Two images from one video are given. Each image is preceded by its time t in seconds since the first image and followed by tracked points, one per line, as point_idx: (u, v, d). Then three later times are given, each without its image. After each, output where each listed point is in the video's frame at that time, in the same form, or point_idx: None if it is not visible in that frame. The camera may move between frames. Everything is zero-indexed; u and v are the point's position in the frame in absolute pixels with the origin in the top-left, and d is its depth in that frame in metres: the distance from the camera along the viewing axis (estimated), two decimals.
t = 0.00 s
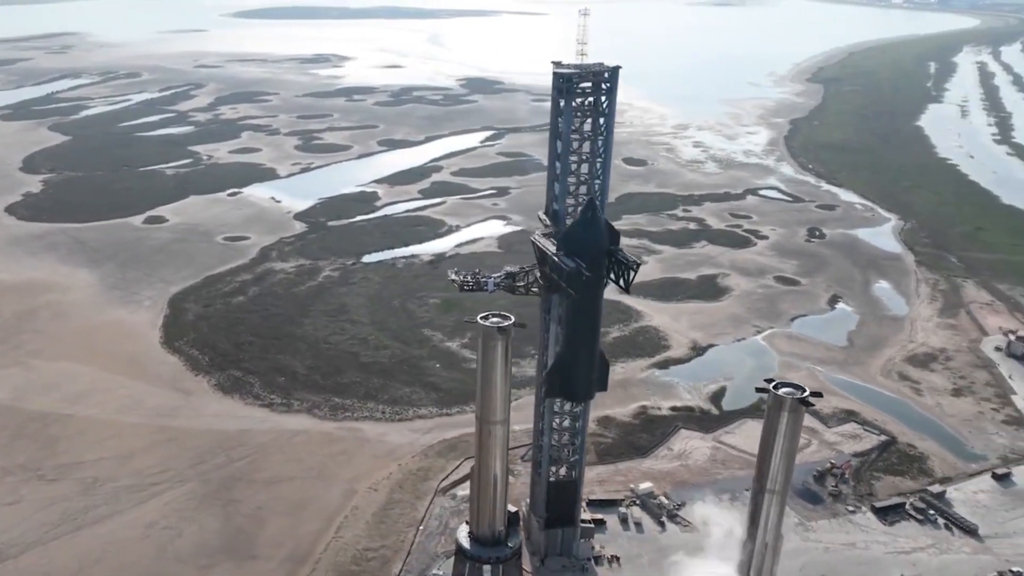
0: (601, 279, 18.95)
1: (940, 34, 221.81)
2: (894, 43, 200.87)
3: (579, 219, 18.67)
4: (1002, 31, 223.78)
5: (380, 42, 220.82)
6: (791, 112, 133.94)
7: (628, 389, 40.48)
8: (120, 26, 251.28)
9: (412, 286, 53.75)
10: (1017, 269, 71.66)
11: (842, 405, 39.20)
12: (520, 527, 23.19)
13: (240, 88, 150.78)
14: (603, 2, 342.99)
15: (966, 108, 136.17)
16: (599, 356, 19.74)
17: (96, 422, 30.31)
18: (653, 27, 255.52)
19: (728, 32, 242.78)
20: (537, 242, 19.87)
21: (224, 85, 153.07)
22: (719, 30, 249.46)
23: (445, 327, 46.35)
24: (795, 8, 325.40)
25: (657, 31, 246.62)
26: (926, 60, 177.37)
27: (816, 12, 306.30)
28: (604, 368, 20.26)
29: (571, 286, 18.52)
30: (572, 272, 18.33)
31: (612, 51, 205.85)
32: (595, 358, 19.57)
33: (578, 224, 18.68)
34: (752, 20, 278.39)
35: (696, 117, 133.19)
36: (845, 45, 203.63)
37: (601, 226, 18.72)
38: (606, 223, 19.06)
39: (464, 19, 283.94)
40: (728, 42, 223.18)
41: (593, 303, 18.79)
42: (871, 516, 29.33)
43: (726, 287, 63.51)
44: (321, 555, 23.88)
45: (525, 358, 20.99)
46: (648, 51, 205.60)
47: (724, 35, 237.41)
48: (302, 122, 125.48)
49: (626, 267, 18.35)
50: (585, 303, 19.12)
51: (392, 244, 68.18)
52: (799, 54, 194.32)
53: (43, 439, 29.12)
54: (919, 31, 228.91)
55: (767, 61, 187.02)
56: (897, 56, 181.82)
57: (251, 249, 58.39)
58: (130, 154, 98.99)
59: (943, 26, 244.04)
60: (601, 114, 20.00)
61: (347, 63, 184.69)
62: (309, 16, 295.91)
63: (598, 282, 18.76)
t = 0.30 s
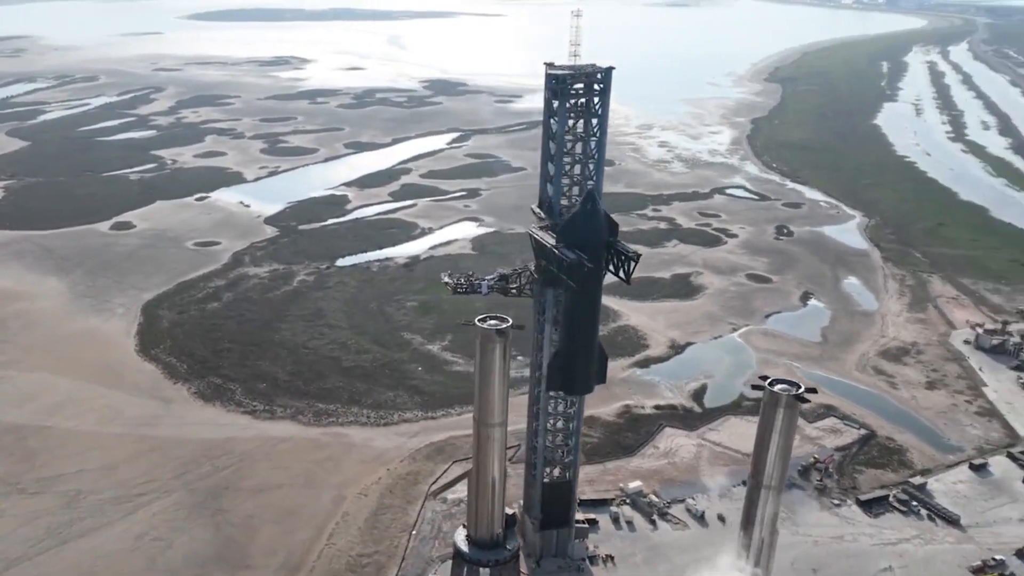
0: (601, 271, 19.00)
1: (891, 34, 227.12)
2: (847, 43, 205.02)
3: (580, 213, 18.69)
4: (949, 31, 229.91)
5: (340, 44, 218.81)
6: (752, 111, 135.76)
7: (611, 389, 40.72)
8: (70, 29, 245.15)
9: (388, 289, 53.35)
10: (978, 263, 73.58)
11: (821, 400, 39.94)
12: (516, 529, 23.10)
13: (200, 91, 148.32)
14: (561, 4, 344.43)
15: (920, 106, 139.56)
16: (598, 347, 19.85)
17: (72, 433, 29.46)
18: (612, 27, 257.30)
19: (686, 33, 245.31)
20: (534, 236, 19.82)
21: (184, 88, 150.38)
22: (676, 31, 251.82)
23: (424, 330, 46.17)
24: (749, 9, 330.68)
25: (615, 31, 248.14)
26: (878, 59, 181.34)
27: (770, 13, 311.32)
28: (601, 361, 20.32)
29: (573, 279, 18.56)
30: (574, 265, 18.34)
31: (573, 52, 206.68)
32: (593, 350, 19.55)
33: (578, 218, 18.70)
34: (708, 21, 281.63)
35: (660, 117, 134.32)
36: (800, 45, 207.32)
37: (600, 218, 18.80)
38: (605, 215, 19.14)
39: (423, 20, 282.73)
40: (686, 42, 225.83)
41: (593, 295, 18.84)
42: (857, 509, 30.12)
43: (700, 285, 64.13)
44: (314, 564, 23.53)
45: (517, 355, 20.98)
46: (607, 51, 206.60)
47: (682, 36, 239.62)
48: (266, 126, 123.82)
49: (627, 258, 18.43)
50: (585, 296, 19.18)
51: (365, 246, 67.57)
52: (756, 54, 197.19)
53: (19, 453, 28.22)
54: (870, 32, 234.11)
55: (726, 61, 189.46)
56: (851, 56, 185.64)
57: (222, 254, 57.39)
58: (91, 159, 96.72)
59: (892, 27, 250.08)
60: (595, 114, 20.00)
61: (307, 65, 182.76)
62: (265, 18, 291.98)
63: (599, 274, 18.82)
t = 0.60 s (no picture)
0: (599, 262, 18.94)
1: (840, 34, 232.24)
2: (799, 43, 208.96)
3: (577, 205, 18.66)
4: (895, 32, 235.95)
5: (298, 47, 216.50)
6: (713, 111, 137.46)
7: (592, 389, 40.99)
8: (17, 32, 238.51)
9: (363, 292, 52.90)
10: (938, 257, 75.49)
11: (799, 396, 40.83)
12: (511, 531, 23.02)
13: (156, 95, 145.36)
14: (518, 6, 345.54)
15: (872, 105, 142.82)
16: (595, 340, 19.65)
17: (50, 445, 28.75)
18: (569, 28, 258.60)
19: (642, 34, 247.74)
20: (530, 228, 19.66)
21: (141, 92, 147.33)
22: (632, 32, 254.01)
23: (402, 333, 45.94)
24: (702, 9, 335.44)
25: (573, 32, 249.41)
26: (829, 59, 185.00)
27: (721, 13, 315.93)
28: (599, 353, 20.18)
29: (572, 270, 18.45)
30: (573, 256, 18.26)
31: (532, 54, 207.28)
32: (591, 343, 19.40)
33: (575, 210, 18.66)
34: (664, 22, 284.67)
35: (623, 117, 135.32)
36: (754, 45, 210.59)
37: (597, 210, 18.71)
38: (602, 206, 19.08)
39: (380, 22, 281.27)
40: (642, 42, 227.88)
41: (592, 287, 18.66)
42: (839, 502, 31.28)
43: (672, 283, 64.75)
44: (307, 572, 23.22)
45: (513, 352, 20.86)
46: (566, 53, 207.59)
47: (639, 37, 241.76)
48: (228, 129, 121.95)
49: (625, 248, 18.39)
50: (582, 289, 19.04)
51: (336, 250, 66.94)
52: (711, 54, 199.67)
53: None
54: (820, 32, 239.17)
55: (682, 61, 191.50)
56: (803, 55, 189.10)
57: (192, 260, 56.33)
58: (50, 165, 94.26)
59: (841, 27, 255.61)
60: (587, 115, 20.01)
61: (266, 68, 180.46)
62: (220, 20, 287.48)
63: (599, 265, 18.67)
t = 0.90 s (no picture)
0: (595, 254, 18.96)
1: (788, 35, 237.01)
2: (752, 44, 212.49)
3: (575, 196, 18.71)
4: (841, 32, 241.60)
5: (253, 50, 213.73)
6: (673, 111, 138.93)
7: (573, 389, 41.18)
8: None
9: (336, 296, 52.35)
10: (898, 252, 77.33)
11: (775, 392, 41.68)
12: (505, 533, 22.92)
13: (111, 99, 142.11)
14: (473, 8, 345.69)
15: (824, 104, 145.66)
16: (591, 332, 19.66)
17: (26, 458, 28.10)
18: (525, 30, 259.64)
19: (598, 35, 249.57)
20: (525, 220, 19.56)
21: (95, 96, 144.00)
22: (587, 32, 255.56)
23: (379, 337, 45.61)
24: (655, 11, 339.53)
25: (530, 34, 250.26)
26: (780, 59, 188.33)
27: (673, 15, 320.01)
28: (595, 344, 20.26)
29: (571, 261, 18.45)
30: (571, 248, 18.27)
31: (490, 56, 207.53)
32: (587, 335, 19.43)
33: (572, 201, 18.71)
34: (618, 23, 287.17)
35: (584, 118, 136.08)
36: (707, 46, 213.63)
37: (594, 202, 18.79)
38: (597, 200, 19.17)
39: (335, 24, 279.03)
40: (599, 42, 229.54)
41: (589, 278, 18.65)
42: (822, 494, 32.65)
43: (644, 282, 65.26)
44: None
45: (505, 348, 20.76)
46: (523, 55, 208.17)
47: (594, 37, 243.36)
48: (189, 133, 119.81)
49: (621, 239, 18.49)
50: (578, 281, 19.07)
51: (306, 253, 66.17)
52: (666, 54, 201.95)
53: None
54: (770, 32, 243.73)
55: (638, 61, 193.31)
56: (754, 56, 192.21)
57: (160, 266, 55.22)
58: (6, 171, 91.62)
59: (790, 27, 260.84)
60: (576, 116, 20.09)
61: (223, 71, 177.76)
62: (172, 23, 282.24)
63: (596, 256, 18.71)
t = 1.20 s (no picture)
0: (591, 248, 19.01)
1: (741, 36, 240.81)
2: (707, 45, 215.68)
3: (570, 187, 18.84)
4: (790, 33, 246.54)
5: (210, 53, 210.63)
6: (635, 111, 140.21)
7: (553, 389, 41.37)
8: None
9: (311, 301, 51.82)
10: (861, 247, 79.04)
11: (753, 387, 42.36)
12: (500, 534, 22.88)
13: (67, 104, 139.00)
14: (430, 11, 345.05)
15: (778, 104, 148.18)
16: (586, 324, 19.82)
17: (6, 473, 27.68)
18: (484, 32, 260.18)
19: (556, 36, 251.03)
20: (520, 212, 19.53)
21: (51, 101, 140.75)
22: (545, 34, 256.78)
23: (357, 340, 45.33)
24: (609, 12, 342.44)
25: (487, 37, 250.80)
26: (734, 60, 191.19)
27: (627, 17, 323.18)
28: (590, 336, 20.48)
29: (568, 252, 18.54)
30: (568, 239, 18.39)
31: (449, 58, 207.35)
32: (584, 326, 19.63)
33: (567, 192, 18.85)
34: (575, 24, 288.98)
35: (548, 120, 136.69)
36: (663, 47, 216.12)
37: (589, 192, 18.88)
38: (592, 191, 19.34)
39: (292, 27, 276.42)
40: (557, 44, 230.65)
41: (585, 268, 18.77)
42: (805, 486, 33.55)
43: (617, 281, 65.75)
44: None
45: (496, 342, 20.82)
46: (483, 57, 208.53)
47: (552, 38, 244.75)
48: (150, 138, 117.73)
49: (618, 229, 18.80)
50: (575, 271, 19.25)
51: (277, 258, 65.43)
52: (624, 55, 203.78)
53: None
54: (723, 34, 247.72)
55: (596, 61, 194.63)
56: (708, 56, 194.95)
57: (130, 274, 54.25)
58: None
59: (741, 28, 265.37)
60: (567, 117, 20.15)
61: (181, 75, 174.98)
62: (124, 26, 276.65)
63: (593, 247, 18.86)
